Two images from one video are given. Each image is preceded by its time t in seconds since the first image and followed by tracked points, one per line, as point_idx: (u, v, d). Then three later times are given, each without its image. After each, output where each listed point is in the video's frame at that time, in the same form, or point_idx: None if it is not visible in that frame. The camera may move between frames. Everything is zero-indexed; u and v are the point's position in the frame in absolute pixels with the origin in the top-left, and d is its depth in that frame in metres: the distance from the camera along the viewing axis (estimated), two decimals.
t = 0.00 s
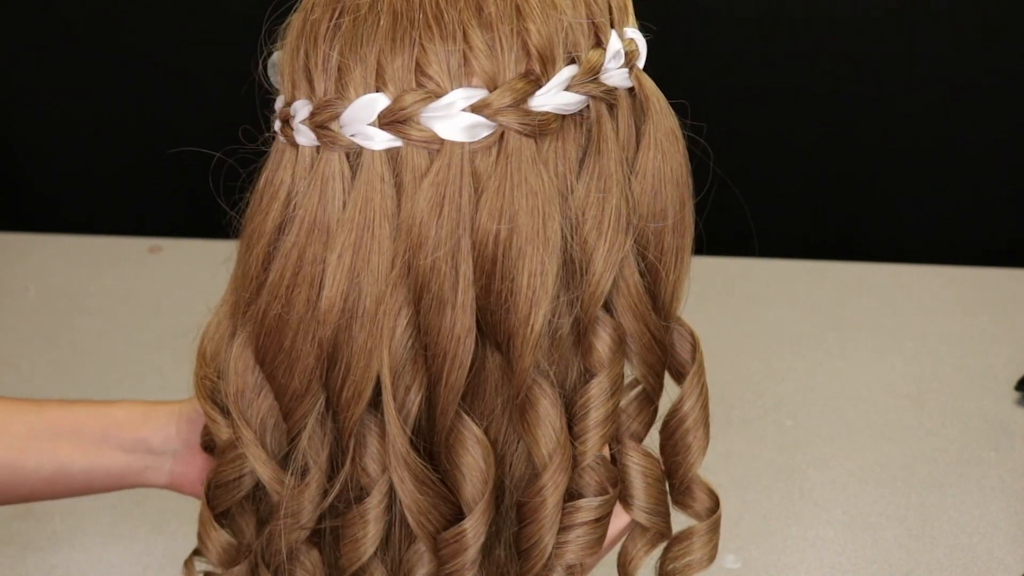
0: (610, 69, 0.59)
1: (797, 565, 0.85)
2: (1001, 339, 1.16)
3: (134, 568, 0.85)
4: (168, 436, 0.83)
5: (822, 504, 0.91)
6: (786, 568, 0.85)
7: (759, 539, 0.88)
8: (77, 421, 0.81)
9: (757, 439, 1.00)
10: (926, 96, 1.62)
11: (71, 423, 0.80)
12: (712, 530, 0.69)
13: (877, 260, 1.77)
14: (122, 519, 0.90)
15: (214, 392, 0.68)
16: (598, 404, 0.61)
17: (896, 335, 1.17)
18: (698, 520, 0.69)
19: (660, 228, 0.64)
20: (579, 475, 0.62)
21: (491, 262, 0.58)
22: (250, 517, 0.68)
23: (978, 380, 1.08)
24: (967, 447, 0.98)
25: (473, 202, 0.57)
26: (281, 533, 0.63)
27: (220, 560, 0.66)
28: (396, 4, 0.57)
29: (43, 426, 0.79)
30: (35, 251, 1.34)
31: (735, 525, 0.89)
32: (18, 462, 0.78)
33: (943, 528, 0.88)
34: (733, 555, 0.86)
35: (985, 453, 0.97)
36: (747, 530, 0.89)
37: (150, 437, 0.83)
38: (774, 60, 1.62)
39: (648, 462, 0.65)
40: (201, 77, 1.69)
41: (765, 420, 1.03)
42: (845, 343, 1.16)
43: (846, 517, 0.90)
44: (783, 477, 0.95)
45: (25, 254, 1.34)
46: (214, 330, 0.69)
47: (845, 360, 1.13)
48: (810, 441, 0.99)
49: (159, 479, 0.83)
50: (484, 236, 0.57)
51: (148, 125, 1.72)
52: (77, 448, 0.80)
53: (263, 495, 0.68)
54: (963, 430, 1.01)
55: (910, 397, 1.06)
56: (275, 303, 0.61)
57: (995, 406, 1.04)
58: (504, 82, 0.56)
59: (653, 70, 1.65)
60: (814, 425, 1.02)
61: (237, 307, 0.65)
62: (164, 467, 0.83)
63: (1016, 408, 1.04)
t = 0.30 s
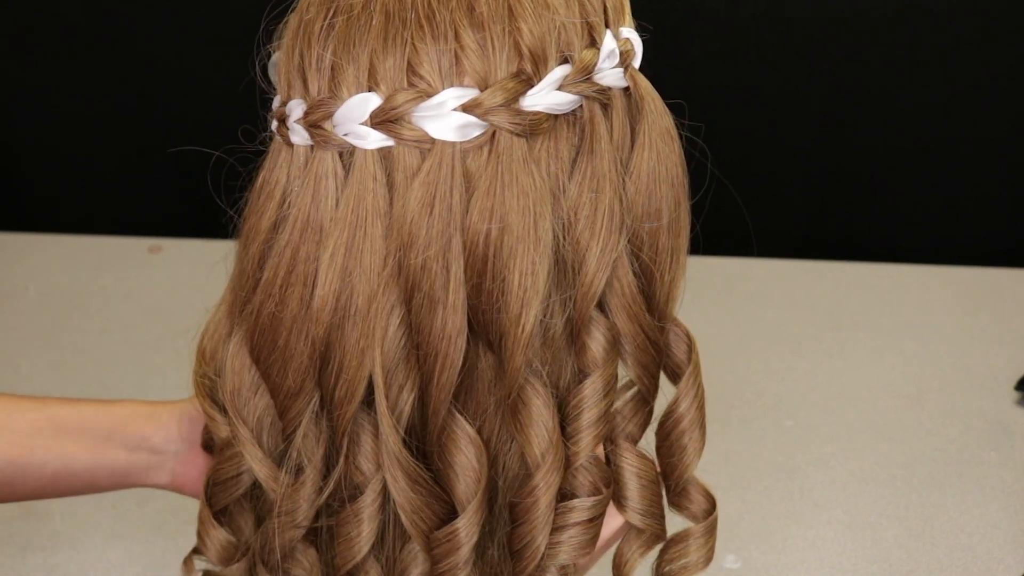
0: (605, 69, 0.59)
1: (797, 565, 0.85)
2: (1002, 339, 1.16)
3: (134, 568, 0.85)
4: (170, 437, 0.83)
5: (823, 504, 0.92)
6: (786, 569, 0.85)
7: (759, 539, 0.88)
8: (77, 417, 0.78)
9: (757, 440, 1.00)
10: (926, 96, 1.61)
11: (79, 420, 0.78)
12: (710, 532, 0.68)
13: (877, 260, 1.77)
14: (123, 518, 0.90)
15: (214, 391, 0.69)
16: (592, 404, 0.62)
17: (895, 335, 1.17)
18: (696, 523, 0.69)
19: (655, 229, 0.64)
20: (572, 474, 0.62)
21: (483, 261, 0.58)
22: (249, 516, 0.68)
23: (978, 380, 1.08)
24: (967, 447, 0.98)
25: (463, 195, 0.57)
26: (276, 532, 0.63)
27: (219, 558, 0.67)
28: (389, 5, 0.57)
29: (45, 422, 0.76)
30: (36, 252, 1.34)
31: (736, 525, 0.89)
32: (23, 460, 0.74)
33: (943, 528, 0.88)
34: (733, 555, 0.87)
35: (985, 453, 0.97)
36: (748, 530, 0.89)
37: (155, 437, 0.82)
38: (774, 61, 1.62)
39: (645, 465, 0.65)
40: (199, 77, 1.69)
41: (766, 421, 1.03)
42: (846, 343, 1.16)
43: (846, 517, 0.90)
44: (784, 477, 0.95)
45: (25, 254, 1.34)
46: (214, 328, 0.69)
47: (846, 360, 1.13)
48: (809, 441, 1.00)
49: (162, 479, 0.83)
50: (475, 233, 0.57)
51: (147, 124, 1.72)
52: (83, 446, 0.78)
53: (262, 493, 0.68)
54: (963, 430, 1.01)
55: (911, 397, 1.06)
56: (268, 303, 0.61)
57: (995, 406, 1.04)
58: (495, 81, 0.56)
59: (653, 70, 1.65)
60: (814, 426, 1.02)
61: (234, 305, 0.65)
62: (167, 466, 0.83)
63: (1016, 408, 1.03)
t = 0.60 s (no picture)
0: (593, 74, 0.58)
1: (798, 565, 0.86)
2: (1002, 339, 1.16)
3: (133, 568, 0.86)
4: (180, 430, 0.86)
5: (823, 504, 0.92)
6: (786, 568, 0.86)
7: (760, 539, 0.89)
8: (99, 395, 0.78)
9: (757, 440, 1.01)
10: (926, 96, 1.62)
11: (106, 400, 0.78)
12: (687, 553, 0.68)
13: (877, 260, 1.78)
14: (121, 519, 0.91)
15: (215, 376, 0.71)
16: (562, 411, 0.61)
17: (894, 335, 1.18)
18: (674, 542, 0.68)
19: (639, 238, 0.62)
20: (538, 479, 0.63)
21: (453, 261, 0.58)
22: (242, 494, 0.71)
23: (978, 379, 1.09)
24: (967, 447, 0.99)
25: (434, 184, 0.57)
26: (257, 512, 0.65)
27: (213, 533, 0.71)
28: (375, 2, 0.58)
29: (70, 400, 0.76)
30: (39, 252, 1.35)
31: (735, 526, 0.90)
32: (50, 437, 0.74)
33: (943, 528, 0.89)
34: (734, 555, 0.87)
35: (985, 453, 0.98)
36: (748, 530, 0.90)
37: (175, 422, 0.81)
38: (773, 62, 1.63)
39: (620, 480, 0.64)
40: (199, 78, 1.69)
41: (766, 420, 1.03)
42: (846, 343, 1.17)
43: (846, 517, 0.91)
44: (784, 477, 0.96)
45: (28, 255, 1.35)
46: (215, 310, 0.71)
47: (845, 359, 1.14)
48: (808, 441, 1.00)
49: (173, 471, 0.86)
50: (444, 225, 0.58)
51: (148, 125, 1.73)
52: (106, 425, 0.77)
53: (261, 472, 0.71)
54: (963, 430, 1.02)
55: (911, 397, 1.07)
56: (250, 289, 0.63)
57: (995, 406, 1.05)
58: (471, 82, 0.56)
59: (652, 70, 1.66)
60: (814, 425, 1.03)
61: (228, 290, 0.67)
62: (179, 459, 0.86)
63: (1016, 407, 1.04)
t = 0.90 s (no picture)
0: (578, 78, 0.58)
1: (798, 566, 0.86)
2: (1003, 338, 1.17)
3: (133, 568, 0.85)
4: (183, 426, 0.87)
5: (823, 503, 0.92)
6: (787, 568, 0.85)
7: (760, 540, 0.88)
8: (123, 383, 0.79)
9: (758, 439, 1.01)
10: (926, 98, 1.62)
11: (132, 388, 0.79)
12: (665, 566, 0.68)
13: (876, 260, 1.79)
14: (122, 518, 0.90)
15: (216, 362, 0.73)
16: (534, 413, 0.62)
17: (894, 336, 1.19)
18: (652, 555, 0.68)
19: (620, 245, 0.62)
20: (507, 480, 0.63)
21: (422, 258, 0.59)
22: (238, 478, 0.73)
23: (978, 380, 1.09)
24: (967, 447, 0.99)
25: (409, 178, 0.58)
26: (244, 495, 0.68)
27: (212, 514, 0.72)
28: None
29: (97, 389, 0.76)
30: (40, 253, 1.35)
31: (736, 525, 0.90)
32: (82, 423, 0.75)
33: (943, 528, 0.89)
34: (734, 555, 0.87)
35: (985, 453, 0.98)
36: (749, 530, 0.89)
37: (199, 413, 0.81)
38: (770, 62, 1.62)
39: (594, 490, 0.64)
40: (200, 78, 1.70)
41: (766, 420, 1.04)
42: (847, 343, 1.17)
43: (846, 517, 0.91)
44: (783, 477, 0.96)
45: (28, 255, 1.35)
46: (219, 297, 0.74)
47: (845, 359, 1.14)
48: (807, 440, 1.01)
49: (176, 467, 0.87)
50: (419, 216, 0.58)
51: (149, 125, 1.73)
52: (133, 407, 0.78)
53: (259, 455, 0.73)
54: (962, 430, 1.02)
55: (910, 397, 1.07)
56: (240, 276, 0.66)
57: (995, 406, 1.05)
58: (447, 81, 0.56)
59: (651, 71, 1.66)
60: (813, 425, 1.03)
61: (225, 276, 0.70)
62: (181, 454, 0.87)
63: (1016, 407, 1.05)
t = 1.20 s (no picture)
0: (568, 80, 0.58)
1: (798, 566, 0.86)
2: (1003, 338, 1.17)
3: (133, 568, 0.85)
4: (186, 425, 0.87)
5: (822, 503, 0.92)
6: (786, 569, 0.85)
7: (759, 540, 0.88)
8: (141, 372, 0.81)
9: (759, 438, 1.01)
10: (925, 98, 1.62)
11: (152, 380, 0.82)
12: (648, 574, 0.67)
13: (877, 259, 1.79)
14: (123, 518, 0.90)
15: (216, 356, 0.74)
16: (518, 413, 0.62)
17: (895, 336, 1.19)
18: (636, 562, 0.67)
19: (606, 249, 0.61)
20: (488, 480, 0.62)
21: (404, 254, 0.59)
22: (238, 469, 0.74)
23: (978, 380, 1.10)
24: (967, 447, 0.99)
25: (394, 176, 0.58)
26: (239, 484, 0.69)
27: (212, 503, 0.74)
28: None
29: (118, 377, 0.79)
30: (40, 253, 1.35)
31: (736, 526, 0.90)
32: (99, 416, 0.77)
33: (943, 528, 0.89)
34: (734, 555, 0.87)
35: (985, 453, 0.98)
36: (748, 531, 0.89)
37: (210, 403, 0.83)
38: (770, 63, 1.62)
39: (579, 496, 0.64)
40: (200, 78, 1.70)
41: (766, 421, 1.04)
42: (846, 343, 1.18)
43: (846, 517, 0.91)
44: (783, 477, 0.96)
45: (26, 257, 1.35)
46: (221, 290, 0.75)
47: (845, 359, 1.15)
48: (809, 441, 1.01)
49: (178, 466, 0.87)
50: (402, 211, 0.58)
51: (149, 126, 1.74)
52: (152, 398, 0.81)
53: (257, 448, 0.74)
54: (963, 430, 1.02)
55: (910, 397, 1.07)
56: (235, 268, 0.67)
57: (995, 405, 1.05)
58: (435, 79, 0.57)
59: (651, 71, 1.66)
60: (813, 425, 1.03)
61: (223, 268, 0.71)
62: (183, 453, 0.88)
63: (1016, 407, 1.05)
